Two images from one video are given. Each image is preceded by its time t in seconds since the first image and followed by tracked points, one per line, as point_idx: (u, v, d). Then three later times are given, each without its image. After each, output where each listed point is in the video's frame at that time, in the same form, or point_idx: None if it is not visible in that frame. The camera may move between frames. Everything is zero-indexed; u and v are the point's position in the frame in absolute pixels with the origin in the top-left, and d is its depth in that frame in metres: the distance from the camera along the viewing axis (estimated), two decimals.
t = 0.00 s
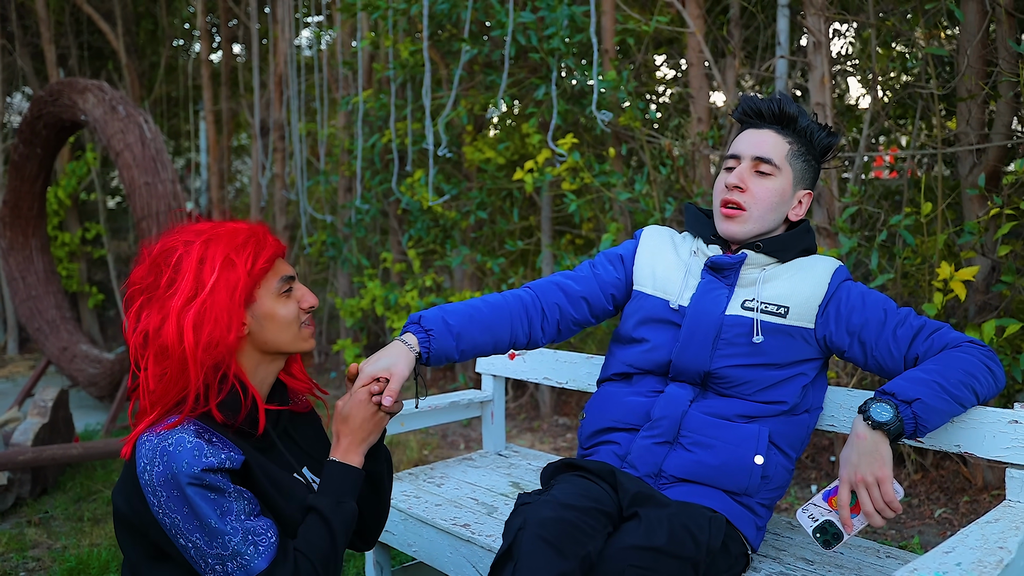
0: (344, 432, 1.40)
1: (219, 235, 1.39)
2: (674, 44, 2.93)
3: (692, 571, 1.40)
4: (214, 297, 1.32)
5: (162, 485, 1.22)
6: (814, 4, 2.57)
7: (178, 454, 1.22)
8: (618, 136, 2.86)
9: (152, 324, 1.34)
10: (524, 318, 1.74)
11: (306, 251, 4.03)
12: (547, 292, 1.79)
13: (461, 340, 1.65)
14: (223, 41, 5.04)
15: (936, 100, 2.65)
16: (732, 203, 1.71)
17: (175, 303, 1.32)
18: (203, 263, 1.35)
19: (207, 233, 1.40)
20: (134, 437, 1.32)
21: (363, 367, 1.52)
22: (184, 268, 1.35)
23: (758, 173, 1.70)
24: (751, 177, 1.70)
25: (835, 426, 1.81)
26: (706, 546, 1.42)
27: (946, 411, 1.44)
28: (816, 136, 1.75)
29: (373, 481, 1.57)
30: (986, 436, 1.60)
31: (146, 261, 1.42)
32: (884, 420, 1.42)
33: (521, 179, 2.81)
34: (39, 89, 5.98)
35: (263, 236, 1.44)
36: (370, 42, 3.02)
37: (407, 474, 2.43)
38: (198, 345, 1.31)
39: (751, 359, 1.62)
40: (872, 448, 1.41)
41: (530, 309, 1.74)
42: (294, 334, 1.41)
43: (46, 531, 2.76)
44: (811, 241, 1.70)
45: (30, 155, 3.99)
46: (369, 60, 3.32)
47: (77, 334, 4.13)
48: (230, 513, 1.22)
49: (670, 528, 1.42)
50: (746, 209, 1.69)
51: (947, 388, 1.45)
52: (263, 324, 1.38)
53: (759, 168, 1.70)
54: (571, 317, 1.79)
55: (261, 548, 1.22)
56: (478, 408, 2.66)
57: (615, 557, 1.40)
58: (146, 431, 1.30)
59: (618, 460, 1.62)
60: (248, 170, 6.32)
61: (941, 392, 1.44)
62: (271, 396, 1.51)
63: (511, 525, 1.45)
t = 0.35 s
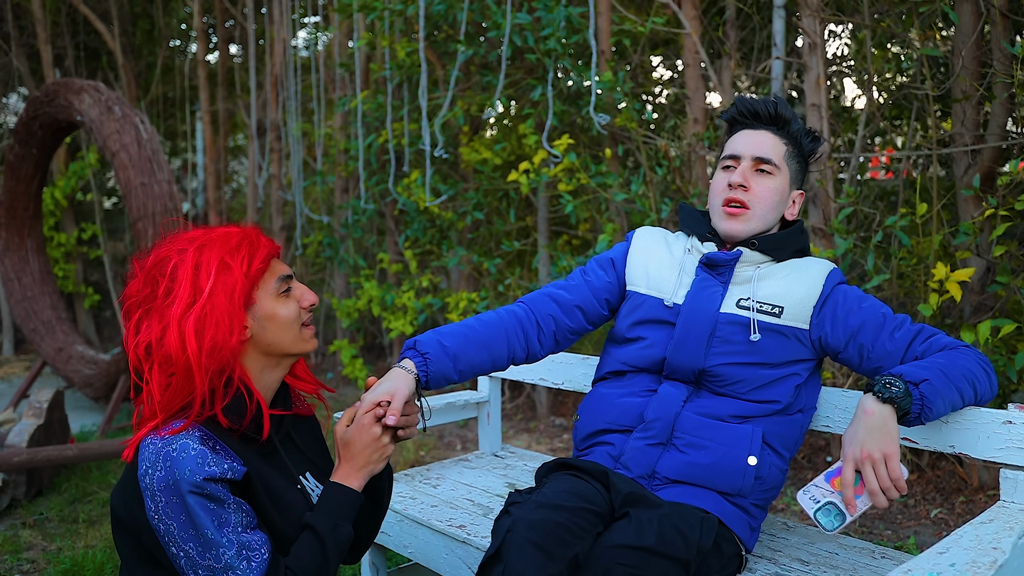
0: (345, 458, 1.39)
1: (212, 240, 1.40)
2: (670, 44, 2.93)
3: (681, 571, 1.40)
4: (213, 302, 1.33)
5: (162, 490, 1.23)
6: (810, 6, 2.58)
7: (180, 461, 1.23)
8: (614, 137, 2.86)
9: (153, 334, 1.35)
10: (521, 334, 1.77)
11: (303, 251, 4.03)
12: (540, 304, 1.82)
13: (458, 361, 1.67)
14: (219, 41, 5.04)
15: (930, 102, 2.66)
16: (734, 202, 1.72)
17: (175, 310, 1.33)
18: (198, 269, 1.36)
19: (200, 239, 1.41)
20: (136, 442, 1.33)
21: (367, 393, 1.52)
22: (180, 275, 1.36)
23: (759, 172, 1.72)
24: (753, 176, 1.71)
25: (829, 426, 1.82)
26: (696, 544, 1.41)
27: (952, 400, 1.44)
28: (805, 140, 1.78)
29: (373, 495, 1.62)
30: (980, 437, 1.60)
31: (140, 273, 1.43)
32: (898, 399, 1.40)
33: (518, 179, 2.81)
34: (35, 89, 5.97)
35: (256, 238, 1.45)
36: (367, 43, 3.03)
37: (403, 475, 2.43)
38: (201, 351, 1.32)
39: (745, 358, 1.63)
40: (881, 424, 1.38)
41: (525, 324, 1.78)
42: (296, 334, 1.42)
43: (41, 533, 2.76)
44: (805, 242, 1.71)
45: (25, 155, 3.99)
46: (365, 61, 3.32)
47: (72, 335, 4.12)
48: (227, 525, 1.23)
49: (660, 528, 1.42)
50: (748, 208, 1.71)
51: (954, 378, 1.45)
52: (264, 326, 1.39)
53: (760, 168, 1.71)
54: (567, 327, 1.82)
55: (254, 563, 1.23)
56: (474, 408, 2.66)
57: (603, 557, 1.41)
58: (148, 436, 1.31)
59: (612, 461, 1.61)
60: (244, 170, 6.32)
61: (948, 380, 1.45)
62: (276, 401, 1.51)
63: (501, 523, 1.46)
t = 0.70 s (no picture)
0: (351, 448, 1.41)
1: (227, 240, 1.42)
2: (667, 46, 2.93)
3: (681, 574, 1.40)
4: (227, 301, 1.35)
5: (171, 487, 1.24)
6: (806, 8, 2.58)
7: (190, 458, 1.25)
8: (611, 138, 2.87)
9: (166, 330, 1.36)
10: (518, 329, 1.78)
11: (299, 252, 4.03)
12: (537, 301, 1.83)
13: (457, 350, 1.69)
14: (217, 42, 5.04)
15: (927, 103, 2.67)
16: (700, 193, 1.73)
17: (188, 308, 1.35)
18: (214, 267, 1.38)
19: (216, 238, 1.43)
20: (144, 439, 1.34)
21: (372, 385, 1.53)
22: (196, 273, 1.38)
23: (722, 163, 1.72)
24: (716, 167, 1.72)
25: (826, 428, 1.85)
26: (695, 549, 1.42)
27: (928, 326, 1.37)
28: (775, 133, 1.77)
29: (376, 489, 1.59)
30: (977, 438, 1.61)
31: (153, 269, 1.45)
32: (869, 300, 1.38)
33: (515, 181, 2.81)
34: (32, 90, 5.97)
35: (270, 240, 1.47)
36: (364, 45, 3.03)
37: (400, 477, 2.43)
38: (213, 349, 1.33)
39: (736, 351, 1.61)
40: (842, 311, 1.34)
41: (523, 319, 1.79)
42: (306, 335, 1.44)
43: (37, 535, 2.76)
44: (788, 234, 1.71)
45: (22, 156, 3.99)
46: (363, 62, 3.32)
47: (69, 336, 4.11)
48: (238, 520, 1.25)
49: (659, 531, 1.42)
50: (713, 198, 1.72)
51: (939, 303, 1.38)
52: (275, 327, 1.41)
53: (723, 158, 1.72)
54: (563, 325, 1.83)
55: (266, 557, 1.25)
56: (470, 410, 2.66)
57: (602, 559, 1.41)
58: (157, 433, 1.32)
59: (609, 463, 1.62)
60: (242, 171, 6.32)
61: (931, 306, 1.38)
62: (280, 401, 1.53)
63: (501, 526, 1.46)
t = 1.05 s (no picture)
0: (343, 447, 1.42)
1: (221, 243, 1.42)
2: (664, 48, 2.94)
3: None
4: (222, 303, 1.35)
5: (171, 487, 1.24)
6: (803, 11, 2.59)
7: (188, 457, 1.24)
8: (609, 140, 2.87)
9: (161, 333, 1.36)
10: (507, 334, 1.81)
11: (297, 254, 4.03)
12: (525, 306, 1.86)
13: (444, 350, 1.72)
14: (215, 45, 5.06)
15: (925, 106, 2.68)
16: (685, 190, 1.70)
17: (183, 310, 1.35)
18: (207, 270, 1.38)
19: (210, 242, 1.43)
20: (141, 441, 1.33)
21: (360, 386, 1.57)
22: (190, 276, 1.38)
23: (709, 163, 1.69)
24: (703, 166, 1.69)
25: (824, 432, 1.83)
26: (692, 553, 1.41)
27: (843, 174, 1.34)
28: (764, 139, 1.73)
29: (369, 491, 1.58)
30: (975, 442, 1.61)
31: (149, 273, 1.45)
32: (805, 112, 1.35)
33: (513, 183, 2.81)
34: (30, 92, 5.97)
35: (264, 242, 1.47)
36: (362, 47, 3.04)
37: (397, 479, 2.42)
38: (208, 350, 1.33)
39: (716, 337, 1.61)
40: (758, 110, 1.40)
41: (511, 324, 1.82)
42: (300, 337, 1.44)
43: (33, 537, 2.75)
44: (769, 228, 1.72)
45: (21, 158, 3.99)
46: (361, 64, 3.33)
47: (67, 338, 4.11)
48: (238, 518, 1.25)
49: (656, 534, 1.42)
50: (698, 196, 1.68)
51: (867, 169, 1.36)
52: (269, 328, 1.41)
53: (710, 159, 1.69)
54: (552, 329, 1.85)
55: (265, 555, 1.25)
56: (468, 412, 2.66)
57: (600, 563, 1.41)
58: (154, 435, 1.32)
59: (606, 467, 1.62)
60: (240, 173, 6.32)
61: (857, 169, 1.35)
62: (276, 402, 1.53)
63: (498, 529, 1.46)
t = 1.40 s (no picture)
0: (341, 455, 1.43)
1: (227, 253, 1.43)
2: (662, 58, 2.95)
3: None
4: (228, 312, 1.36)
5: (183, 490, 1.24)
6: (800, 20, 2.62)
7: (201, 460, 1.25)
8: (607, 149, 2.87)
9: (168, 342, 1.37)
10: (496, 346, 1.81)
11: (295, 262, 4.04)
12: (515, 320, 1.87)
13: (432, 356, 1.74)
14: (215, 55, 5.09)
15: (920, 115, 2.70)
16: (666, 204, 1.77)
17: (190, 319, 1.36)
18: (214, 279, 1.39)
19: (215, 252, 1.44)
20: (148, 448, 1.33)
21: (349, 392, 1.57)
22: (197, 285, 1.38)
23: (687, 175, 1.76)
24: (681, 179, 1.76)
25: (826, 443, 1.84)
26: (692, 565, 1.41)
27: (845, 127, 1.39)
28: (737, 149, 1.80)
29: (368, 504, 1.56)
30: (978, 453, 1.61)
31: (155, 283, 1.45)
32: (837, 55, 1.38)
33: (512, 192, 2.81)
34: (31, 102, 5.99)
35: (269, 252, 1.48)
36: (362, 58, 3.06)
37: (396, 491, 2.41)
38: (216, 358, 1.34)
39: (705, 336, 1.62)
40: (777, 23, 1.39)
41: (500, 336, 1.82)
42: (304, 345, 1.45)
43: (27, 551, 2.74)
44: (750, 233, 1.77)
45: (20, 168, 4.00)
46: (360, 74, 3.35)
47: (64, 349, 4.10)
48: (249, 521, 1.26)
49: (656, 548, 1.41)
50: (678, 209, 1.75)
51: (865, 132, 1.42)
52: (274, 338, 1.41)
53: (688, 171, 1.76)
54: (542, 343, 1.85)
55: (276, 559, 1.25)
56: (467, 423, 2.65)
57: None
58: (161, 441, 1.32)
59: (605, 478, 1.62)
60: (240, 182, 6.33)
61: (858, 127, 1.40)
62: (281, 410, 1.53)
63: (498, 542, 1.46)
